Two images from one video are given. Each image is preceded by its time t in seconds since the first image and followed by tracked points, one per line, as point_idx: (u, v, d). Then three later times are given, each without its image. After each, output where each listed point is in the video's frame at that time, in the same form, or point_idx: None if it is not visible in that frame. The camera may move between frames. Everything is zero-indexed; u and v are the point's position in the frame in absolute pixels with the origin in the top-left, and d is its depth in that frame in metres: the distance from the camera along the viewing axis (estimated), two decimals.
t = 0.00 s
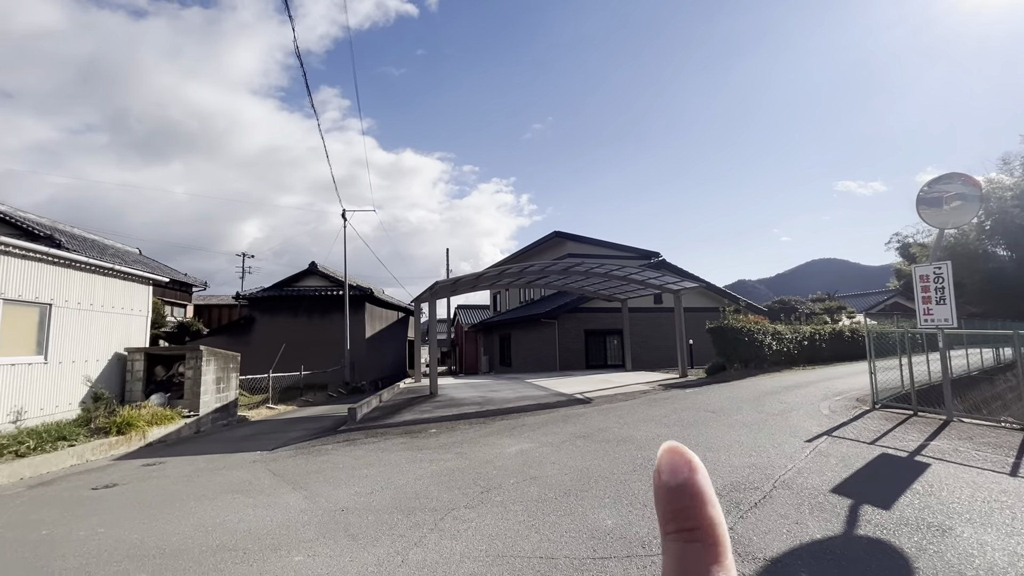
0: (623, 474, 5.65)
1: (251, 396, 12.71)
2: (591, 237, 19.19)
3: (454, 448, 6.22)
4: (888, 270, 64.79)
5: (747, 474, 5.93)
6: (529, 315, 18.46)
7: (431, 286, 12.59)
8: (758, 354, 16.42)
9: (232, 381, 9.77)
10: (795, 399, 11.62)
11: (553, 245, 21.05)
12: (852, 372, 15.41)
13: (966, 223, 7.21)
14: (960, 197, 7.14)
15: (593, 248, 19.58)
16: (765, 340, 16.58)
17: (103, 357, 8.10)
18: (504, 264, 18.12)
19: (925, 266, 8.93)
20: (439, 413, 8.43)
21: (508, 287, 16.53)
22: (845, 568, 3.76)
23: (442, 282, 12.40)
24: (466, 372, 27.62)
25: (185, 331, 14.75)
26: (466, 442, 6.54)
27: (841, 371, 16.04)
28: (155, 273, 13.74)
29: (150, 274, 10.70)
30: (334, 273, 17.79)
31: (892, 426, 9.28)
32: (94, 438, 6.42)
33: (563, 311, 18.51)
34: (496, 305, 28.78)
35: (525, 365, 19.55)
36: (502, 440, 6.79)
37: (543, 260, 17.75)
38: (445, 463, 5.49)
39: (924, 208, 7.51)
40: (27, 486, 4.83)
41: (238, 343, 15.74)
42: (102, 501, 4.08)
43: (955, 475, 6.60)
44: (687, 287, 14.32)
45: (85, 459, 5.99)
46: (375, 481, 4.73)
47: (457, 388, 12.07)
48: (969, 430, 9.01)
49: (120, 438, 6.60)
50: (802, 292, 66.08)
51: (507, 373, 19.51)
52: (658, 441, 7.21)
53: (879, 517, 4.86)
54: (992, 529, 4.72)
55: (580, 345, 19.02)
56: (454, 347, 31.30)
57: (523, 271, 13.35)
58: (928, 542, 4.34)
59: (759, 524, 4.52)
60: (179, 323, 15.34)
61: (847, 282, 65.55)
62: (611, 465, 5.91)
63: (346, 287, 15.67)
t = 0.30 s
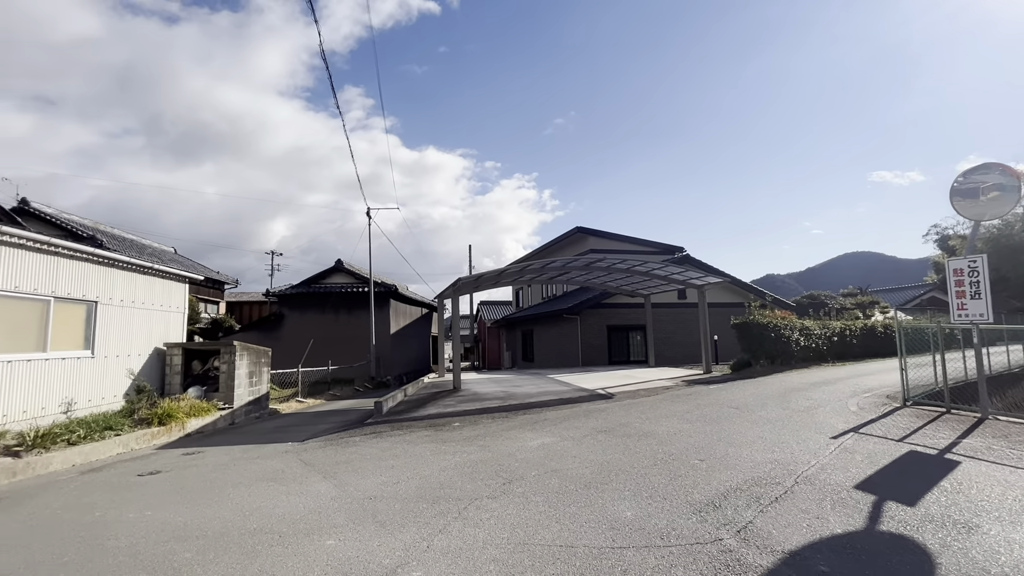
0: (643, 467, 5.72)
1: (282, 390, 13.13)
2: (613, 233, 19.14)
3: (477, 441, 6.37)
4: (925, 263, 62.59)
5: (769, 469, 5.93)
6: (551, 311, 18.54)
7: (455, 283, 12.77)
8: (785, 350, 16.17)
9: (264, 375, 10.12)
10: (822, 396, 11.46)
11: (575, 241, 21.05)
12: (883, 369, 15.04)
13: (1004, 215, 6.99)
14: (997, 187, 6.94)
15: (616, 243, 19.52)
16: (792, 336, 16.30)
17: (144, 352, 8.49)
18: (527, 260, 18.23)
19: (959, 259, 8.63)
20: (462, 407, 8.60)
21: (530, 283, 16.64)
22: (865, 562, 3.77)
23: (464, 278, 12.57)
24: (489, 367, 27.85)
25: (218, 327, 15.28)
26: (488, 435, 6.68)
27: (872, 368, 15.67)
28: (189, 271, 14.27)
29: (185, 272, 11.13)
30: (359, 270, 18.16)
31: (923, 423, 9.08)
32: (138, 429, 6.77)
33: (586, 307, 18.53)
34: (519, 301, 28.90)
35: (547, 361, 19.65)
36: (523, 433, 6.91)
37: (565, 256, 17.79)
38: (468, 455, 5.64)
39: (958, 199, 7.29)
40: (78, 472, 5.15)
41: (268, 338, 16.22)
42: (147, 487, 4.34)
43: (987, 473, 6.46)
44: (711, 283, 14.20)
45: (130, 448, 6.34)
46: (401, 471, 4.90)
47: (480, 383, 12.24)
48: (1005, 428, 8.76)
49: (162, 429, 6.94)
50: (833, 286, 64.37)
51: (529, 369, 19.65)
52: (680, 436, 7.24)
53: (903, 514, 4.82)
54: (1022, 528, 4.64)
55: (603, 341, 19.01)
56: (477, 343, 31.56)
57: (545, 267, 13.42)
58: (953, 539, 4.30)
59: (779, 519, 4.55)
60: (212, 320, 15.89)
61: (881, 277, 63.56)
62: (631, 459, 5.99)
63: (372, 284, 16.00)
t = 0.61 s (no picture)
0: (669, 463, 5.74)
1: (315, 384, 13.56)
2: (640, 228, 18.98)
3: (503, 434, 6.50)
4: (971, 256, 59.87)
5: (798, 466, 5.88)
6: (577, 307, 18.56)
7: (481, 279, 12.92)
8: (818, 345, 15.80)
9: (298, 370, 10.47)
10: (857, 393, 11.17)
11: (602, 236, 20.95)
12: (922, 366, 14.56)
13: None
14: None
15: (643, 238, 19.35)
16: (826, 332, 15.91)
17: (187, 348, 8.90)
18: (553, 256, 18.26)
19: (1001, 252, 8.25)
20: (489, 402, 8.74)
21: (556, 279, 16.66)
22: (894, 560, 3.73)
23: (491, 275, 12.70)
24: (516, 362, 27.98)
25: (254, 323, 15.83)
26: (515, 429, 6.79)
27: (910, 364, 15.18)
28: (227, 270, 14.82)
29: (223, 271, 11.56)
30: (388, 267, 18.51)
31: (964, 422, 8.78)
32: (182, 420, 7.13)
33: (612, 303, 18.47)
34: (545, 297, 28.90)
35: (574, 356, 19.68)
36: (549, 428, 7.01)
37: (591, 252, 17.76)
38: (495, 449, 5.76)
39: (1002, 189, 6.99)
40: (129, 460, 5.48)
41: (301, 334, 16.70)
42: (193, 474, 4.60)
43: None
44: (740, 277, 13.97)
45: (176, 438, 6.69)
46: (430, 462, 5.05)
47: (506, 378, 12.37)
48: None
49: (204, 420, 7.28)
50: (872, 280, 62.20)
51: (556, 364, 19.72)
52: (707, 432, 7.22)
53: (937, 513, 4.73)
54: None
55: (630, 336, 18.93)
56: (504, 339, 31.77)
57: (571, 263, 13.43)
58: (989, 539, 4.20)
59: (807, 515, 4.52)
60: (248, 316, 16.47)
61: (924, 270, 61.09)
62: (657, 454, 6.01)
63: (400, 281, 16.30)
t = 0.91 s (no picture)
0: (703, 461, 5.69)
1: (353, 379, 13.96)
2: (674, 222, 18.69)
3: (535, 430, 6.56)
4: None
5: (837, 468, 5.73)
6: (610, 304, 18.44)
7: (512, 276, 13.00)
8: (863, 343, 15.23)
9: (337, 365, 10.81)
10: (904, 393, 10.74)
11: (635, 232, 20.71)
12: (977, 365, 13.85)
13: None
14: None
15: (678, 233, 19.04)
16: (872, 329, 15.31)
17: (233, 344, 9.32)
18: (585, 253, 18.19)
19: None
20: (521, 398, 8.82)
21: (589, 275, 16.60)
22: (937, 566, 3.63)
23: (522, 271, 12.76)
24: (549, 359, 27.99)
25: (294, 320, 16.40)
26: (547, 426, 6.85)
27: (965, 363, 14.44)
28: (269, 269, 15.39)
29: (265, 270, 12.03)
30: (422, 265, 18.84)
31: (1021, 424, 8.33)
32: (230, 412, 7.49)
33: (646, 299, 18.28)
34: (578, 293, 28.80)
35: (607, 353, 19.58)
36: (581, 425, 7.03)
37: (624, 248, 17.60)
38: (526, 445, 5.84)
39: None
40: (183, 449, 5.82)
41: (339, 330, 17.18)
42: (240, 464, 4.86)
43: None
44: (779, 273, 13.60)
45: (224, 430, 7.04)
46: (463, 457, 5.16)
47: (539, 375, 12.43)
48: None
49: (249, 413, 7.63)
50: (923, 275, 59.28)
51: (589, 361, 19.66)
52: (743, 431, 7.10)
53: (986, 519, 4.54)
54: None
55: (664, 333, 18.69)
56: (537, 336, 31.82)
57: (603, 260, 13.34)
58: None
59: (845, 517, 4.42)
60: (289, 313, 17.08)
61: (981, 264, 57.81)
62: (691, 453, 5.97)
63: (433, 278, 16.57)
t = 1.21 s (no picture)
0: (752, 461, 5.56)
1: (403, 373, 14.41)
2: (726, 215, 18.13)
3: (579, 426, 6.59)
4: None
5: (900, 472, 5.47)
6: (659, 300, 18.13)
7: (557, 273, 13.02)
8: (939, 341, 14.22)
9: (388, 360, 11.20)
10: (981, 394, 10.03)
11: (685, 225, 20.24)
12: None
13: None
14: None
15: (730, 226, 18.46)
16: (949, 326, 14.26)
17: (292, 339, 9.85)
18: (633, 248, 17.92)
19: None
20: (567, 394, 8.85)
21: (636, 270, 16.37)
22: None
23: (567, 268, 12.75)
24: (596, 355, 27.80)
25: (348, 317, 17.06)
26: (591, 422, 6.87)
27: None
28: (324, 268, 16.09)
29: (321, 269, 12.61)
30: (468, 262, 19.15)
31: None
32: (289, 403, 7.93)
33: (696, 295, 17.86)
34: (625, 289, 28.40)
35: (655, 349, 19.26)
36: (626, 422, 7.01)
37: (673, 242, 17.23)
38: (570, 440, 5.88)
39: None
40: (247, 437, 6.24)
41: (389, 326, 17.74)
42: (299, 452, 5.17)
43: None
44: (840, 266, 12.96)
45: (284, 419, 7.47)
46: (507, 450, 5.28)
47: (585, 371, 12.41)
48: None
49: (307, 404, 8.04)
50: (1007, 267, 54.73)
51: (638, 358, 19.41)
52: (797, 431, 6.87)
53: None
54: None
55: (715, 329, 18.21)
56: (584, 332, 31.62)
57: (650, 254, 13.13)
58: None
59: (906, 523, 4.23)
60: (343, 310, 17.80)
61: None
62: (740, 452, 5.84)
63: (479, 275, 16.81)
